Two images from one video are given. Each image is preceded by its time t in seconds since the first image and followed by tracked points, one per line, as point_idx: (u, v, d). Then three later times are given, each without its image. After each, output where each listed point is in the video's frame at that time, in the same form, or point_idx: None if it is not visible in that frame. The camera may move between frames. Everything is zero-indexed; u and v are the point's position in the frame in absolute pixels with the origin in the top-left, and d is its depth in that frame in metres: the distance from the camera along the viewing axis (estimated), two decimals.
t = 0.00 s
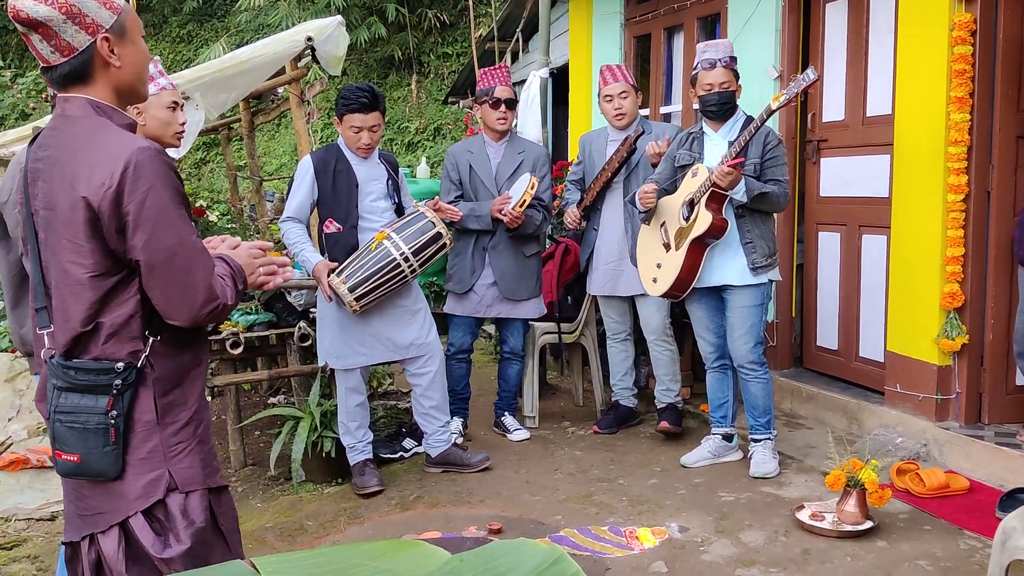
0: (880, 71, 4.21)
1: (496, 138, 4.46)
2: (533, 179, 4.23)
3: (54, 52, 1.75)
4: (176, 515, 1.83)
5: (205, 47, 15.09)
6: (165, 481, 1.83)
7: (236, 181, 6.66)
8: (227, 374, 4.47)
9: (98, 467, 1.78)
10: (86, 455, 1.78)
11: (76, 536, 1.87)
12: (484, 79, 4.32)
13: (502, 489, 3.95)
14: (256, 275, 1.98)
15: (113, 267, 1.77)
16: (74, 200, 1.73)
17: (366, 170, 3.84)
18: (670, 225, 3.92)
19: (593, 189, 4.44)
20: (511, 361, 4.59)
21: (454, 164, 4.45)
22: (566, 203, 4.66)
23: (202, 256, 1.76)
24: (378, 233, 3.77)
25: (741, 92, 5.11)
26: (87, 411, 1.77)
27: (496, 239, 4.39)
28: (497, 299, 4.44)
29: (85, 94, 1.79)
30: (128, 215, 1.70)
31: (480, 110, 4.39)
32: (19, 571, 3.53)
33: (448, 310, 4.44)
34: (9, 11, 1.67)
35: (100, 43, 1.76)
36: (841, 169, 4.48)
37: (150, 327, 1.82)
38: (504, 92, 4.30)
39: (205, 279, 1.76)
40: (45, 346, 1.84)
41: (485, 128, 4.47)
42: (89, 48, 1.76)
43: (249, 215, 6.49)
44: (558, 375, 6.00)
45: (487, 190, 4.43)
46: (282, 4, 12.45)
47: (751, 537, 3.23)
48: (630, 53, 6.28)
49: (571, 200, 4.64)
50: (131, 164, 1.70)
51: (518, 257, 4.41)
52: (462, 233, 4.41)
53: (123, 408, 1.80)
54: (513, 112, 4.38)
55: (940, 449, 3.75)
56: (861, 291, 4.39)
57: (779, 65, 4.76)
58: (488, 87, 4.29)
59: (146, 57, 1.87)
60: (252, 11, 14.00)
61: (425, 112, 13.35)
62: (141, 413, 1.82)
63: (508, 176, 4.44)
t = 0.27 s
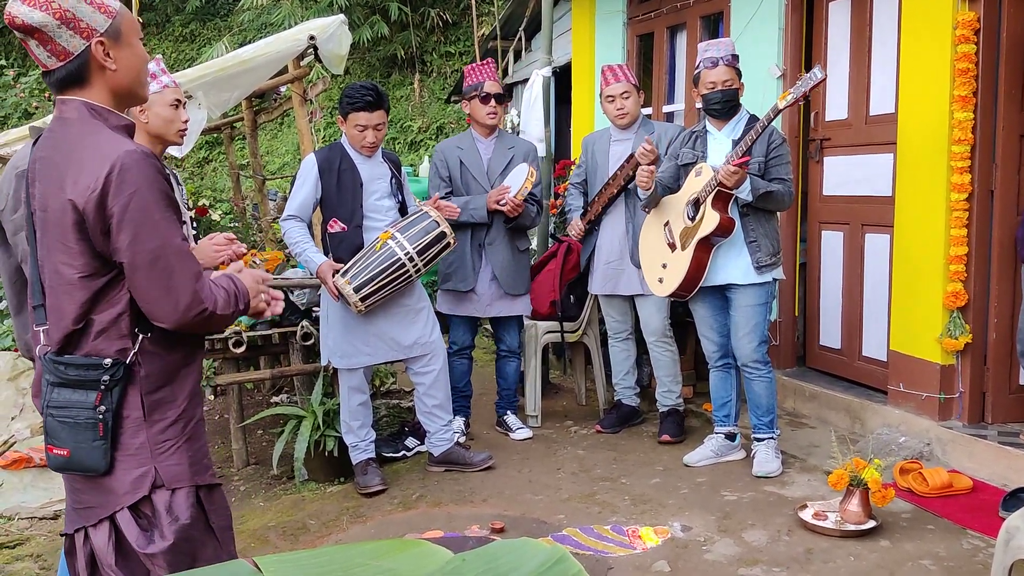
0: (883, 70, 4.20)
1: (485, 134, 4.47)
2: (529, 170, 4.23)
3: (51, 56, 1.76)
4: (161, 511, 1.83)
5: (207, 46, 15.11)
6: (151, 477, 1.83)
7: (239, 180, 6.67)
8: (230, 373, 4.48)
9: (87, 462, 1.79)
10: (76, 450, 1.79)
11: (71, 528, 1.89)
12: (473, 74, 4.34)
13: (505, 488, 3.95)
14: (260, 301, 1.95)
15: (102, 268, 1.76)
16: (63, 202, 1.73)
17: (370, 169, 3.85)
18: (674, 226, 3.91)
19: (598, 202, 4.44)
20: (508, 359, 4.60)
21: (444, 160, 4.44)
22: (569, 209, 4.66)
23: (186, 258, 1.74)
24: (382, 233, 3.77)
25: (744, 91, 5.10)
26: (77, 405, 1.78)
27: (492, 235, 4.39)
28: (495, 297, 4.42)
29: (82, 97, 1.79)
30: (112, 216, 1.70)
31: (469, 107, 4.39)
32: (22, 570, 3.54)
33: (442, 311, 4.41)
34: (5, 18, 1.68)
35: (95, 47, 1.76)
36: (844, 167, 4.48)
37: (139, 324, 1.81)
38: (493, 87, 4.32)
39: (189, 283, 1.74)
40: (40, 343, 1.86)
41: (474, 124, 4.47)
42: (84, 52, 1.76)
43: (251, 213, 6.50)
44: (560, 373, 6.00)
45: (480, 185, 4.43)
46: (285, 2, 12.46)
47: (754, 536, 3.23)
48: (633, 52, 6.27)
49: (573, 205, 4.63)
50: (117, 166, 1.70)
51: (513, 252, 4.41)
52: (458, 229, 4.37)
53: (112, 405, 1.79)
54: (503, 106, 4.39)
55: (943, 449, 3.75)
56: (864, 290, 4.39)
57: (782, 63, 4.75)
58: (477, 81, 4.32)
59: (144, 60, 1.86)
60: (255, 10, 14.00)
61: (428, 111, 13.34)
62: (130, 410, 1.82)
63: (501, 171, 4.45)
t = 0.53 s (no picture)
0: (887, 69, 4.20)
1: (476, 136, 4.47)
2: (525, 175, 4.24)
3: (54, 61, 1.77)
4: (152, 508, 1.83)
5: (210, 45, 15.12)
6: (143, 476, 1.83)
7: (242, 179, 6.67)
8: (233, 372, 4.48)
9: (75, 458, 1.80)
10: (66, 445, 1.80)
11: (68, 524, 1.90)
12: (465, 77, 4.31)
13: (508, 487, 3.95)
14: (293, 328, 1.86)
15: (86, 267, 1.75)
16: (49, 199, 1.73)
17: (375, 169, 3.85)
18: (678, 226, 3.92)
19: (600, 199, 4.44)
20: (513, 361, 4.60)
21: (435, 160, 4.43)
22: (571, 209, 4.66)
23: (155, 264, 1.69)
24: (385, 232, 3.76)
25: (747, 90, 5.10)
26: (68, 401, 1.78)
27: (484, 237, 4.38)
28: (489, 297, 4.42)
29: (84, 98, 1.80)
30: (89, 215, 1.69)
31: (461, 108, 4.38)
32: (26, 568, 3.54)
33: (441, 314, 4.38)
34: (6, 26, 1.70)
35: (96, 49, 1.75)
36: (848, 166, 4.47)
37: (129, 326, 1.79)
38: (485, 90, 4.29)
39: (150, 292, 1.69)
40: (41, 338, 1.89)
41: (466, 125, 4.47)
42: (86, 55, 1.76)
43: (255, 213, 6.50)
44: (563, 373, 6.00)
45: (472, 186, 4.44)
46: (288, 1, 12.46)
47: (758, 535, 3.23)
48: (636, 51, 6.27)
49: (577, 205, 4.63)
50: (100, 165, 1.69)
51: (506, 253, 4.43)
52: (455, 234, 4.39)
53: (101, 403, 1.79)
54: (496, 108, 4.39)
55: (947, 448, 3.74)
56: (868, 289, 4.38)
57: (786, 62, 4.73)
58: (468, 85, 4.28)
59: (148, 58, 1.85)
60: (258, 9, 14.00)
61: (431, 110, 13.35)
62: (121, 408, 1.82)
63: (493, 174, 4.46)
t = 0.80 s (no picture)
0: (891, 69, 4.19)
1: (474, 136, 4.47)
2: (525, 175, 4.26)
3: (58, 59, 1.77)
4: (149, 509, 1.83)
5: (213, 44, 15.13)
6: (141, 476, 1.83)
7: (245, 178, 6.68)
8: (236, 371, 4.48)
9: (74, 457, 1.79)
10: (65, 444, 1.80)
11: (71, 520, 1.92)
12: (464, 77, 4.32)
13: (511, 487, 3.95)
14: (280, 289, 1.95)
15: (92, 264, 1.76)
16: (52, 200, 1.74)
17: (377, 169, 3.85)
18: (678, 224, 3.92)
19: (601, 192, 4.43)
20: (516, 360, 4.58)
21: (433, 159, 4.43)
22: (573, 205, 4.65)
23: (170, 257, 1.71)
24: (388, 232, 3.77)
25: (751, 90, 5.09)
26: (68, 400, 1.78)
27: (483, 236, 4.39)
28: (488, 297, 4.42)
29: (87, 96, 1.80)
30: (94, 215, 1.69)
31: (459, 108, 4.38)
32: (29, 567, 3.55)
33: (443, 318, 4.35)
34: (9, 23, 1.70)
35: (98, 47, 1.75)
36: (851, 166, 4.47)
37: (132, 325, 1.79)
38: (484, 90, 4.31)
39: (170, 285, 1.71)
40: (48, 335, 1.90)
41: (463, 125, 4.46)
42: (88, 53, 1.76)
43: (258, 212, 6.51)
44: (566, 373, 6.00)
45: (469, 185, 4.43)
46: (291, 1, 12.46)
47: (761, 536, 3.22)
48: (639, 51, 6.27)
49: (578, 201, 4.62)
50: (102, 166, 1.69)
51: (504, 253, 4.43)
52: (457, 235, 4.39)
53: (101, 402, 1.79)
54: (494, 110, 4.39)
55: (950, 448, 3.74)
56: (871, 289, 4.38)
57: (790, 62, 4.73)
58: (467, 85, 4.30)
59: (152, 56, 1.84)
60: (261, 9, 14.00)
61: (433, 110, 13.35)
62: (121, 408, 1.82)
63: (490, 173, 4.45)
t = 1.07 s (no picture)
0: (894, 70, 4.19)
1: (476, 140, 4.46)
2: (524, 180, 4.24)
3: (70, 55, 1.77)
4: (164, 514, 1.83)
5: (216, 45, 15.14)
6: (156, 479, 1.82)
7: (247, 178, 6.69)
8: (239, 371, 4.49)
9: (85, 459, 1.78)
10: (77, 446, 1.79)
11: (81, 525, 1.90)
12: (467, 81, 4.33)
13: (514, 488, 3.95)
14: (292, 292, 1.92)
15: (104, 262, 1.77)
16: (63, 197, 1.74)
17: (380, 169, 3.85)
18: (678, 220, 3.92)
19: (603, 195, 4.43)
20: (518, 362, 4.59)
21: (435, 161, 4.43)
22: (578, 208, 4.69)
23: (183, 256, 1.71)
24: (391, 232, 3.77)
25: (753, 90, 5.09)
26: (80, 401, 1.78)
27: (483, 239, 4.39)
28: (488, 298, 4.43)
29: (99, 92, 1.80)
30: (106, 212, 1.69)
31: (462, 112, 4.38)
32: (32, 567, 3.55)
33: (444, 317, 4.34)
34: (21, 19, 1.69)
35: (111, 41, 1.76)
36: (855, 166, 4.46)
37: (145, 324, 1.80)
38: (487, 94, 4.31)
39: (182, 283, 1.70)
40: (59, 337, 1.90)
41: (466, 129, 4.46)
42: (100, 48, 1.76)
43: (261, 212, 6.51)
44: (569, 373, 6.00)
45: (470, 188, 4.44)
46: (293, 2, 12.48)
47: (764, 537, 3.22)
48: (642, 51, 6.26)
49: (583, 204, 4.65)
50: (113, 162, 1.69)
51: (505, 256, 4.42)
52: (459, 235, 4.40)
53: (114, 403, 1.78)
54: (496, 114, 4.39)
55: (954, 450, 3.73)
56: (874, 290, 4.38)
57: (793, 62, 4.73)
58: (470, 88, 4.31)
59: (164, 52, 1.85)
60: (263, 9, 14.01)
61: (436, 110, 13.35)
62: (135, 409, 1.82)
63: (492, 176, 4.45)
